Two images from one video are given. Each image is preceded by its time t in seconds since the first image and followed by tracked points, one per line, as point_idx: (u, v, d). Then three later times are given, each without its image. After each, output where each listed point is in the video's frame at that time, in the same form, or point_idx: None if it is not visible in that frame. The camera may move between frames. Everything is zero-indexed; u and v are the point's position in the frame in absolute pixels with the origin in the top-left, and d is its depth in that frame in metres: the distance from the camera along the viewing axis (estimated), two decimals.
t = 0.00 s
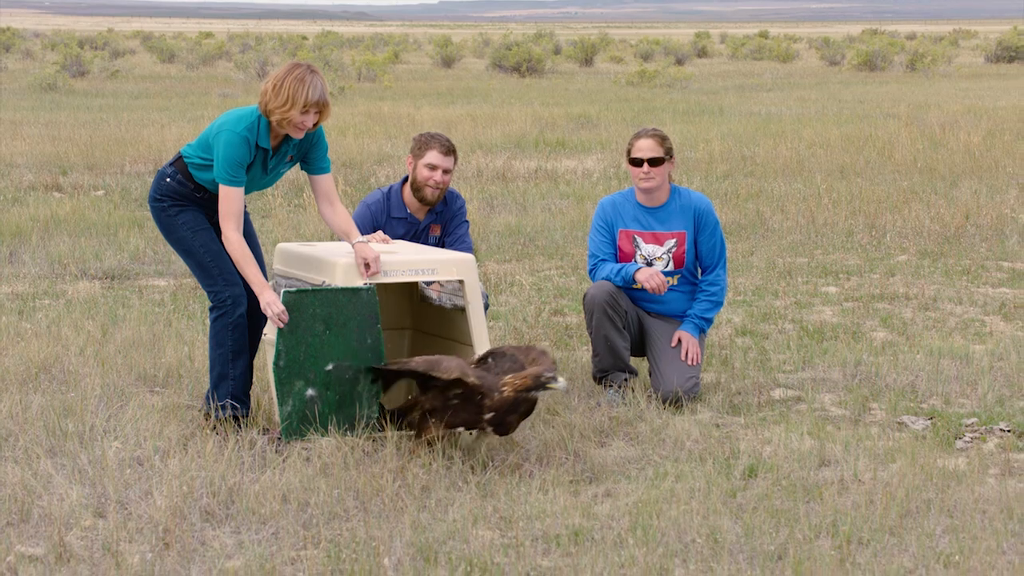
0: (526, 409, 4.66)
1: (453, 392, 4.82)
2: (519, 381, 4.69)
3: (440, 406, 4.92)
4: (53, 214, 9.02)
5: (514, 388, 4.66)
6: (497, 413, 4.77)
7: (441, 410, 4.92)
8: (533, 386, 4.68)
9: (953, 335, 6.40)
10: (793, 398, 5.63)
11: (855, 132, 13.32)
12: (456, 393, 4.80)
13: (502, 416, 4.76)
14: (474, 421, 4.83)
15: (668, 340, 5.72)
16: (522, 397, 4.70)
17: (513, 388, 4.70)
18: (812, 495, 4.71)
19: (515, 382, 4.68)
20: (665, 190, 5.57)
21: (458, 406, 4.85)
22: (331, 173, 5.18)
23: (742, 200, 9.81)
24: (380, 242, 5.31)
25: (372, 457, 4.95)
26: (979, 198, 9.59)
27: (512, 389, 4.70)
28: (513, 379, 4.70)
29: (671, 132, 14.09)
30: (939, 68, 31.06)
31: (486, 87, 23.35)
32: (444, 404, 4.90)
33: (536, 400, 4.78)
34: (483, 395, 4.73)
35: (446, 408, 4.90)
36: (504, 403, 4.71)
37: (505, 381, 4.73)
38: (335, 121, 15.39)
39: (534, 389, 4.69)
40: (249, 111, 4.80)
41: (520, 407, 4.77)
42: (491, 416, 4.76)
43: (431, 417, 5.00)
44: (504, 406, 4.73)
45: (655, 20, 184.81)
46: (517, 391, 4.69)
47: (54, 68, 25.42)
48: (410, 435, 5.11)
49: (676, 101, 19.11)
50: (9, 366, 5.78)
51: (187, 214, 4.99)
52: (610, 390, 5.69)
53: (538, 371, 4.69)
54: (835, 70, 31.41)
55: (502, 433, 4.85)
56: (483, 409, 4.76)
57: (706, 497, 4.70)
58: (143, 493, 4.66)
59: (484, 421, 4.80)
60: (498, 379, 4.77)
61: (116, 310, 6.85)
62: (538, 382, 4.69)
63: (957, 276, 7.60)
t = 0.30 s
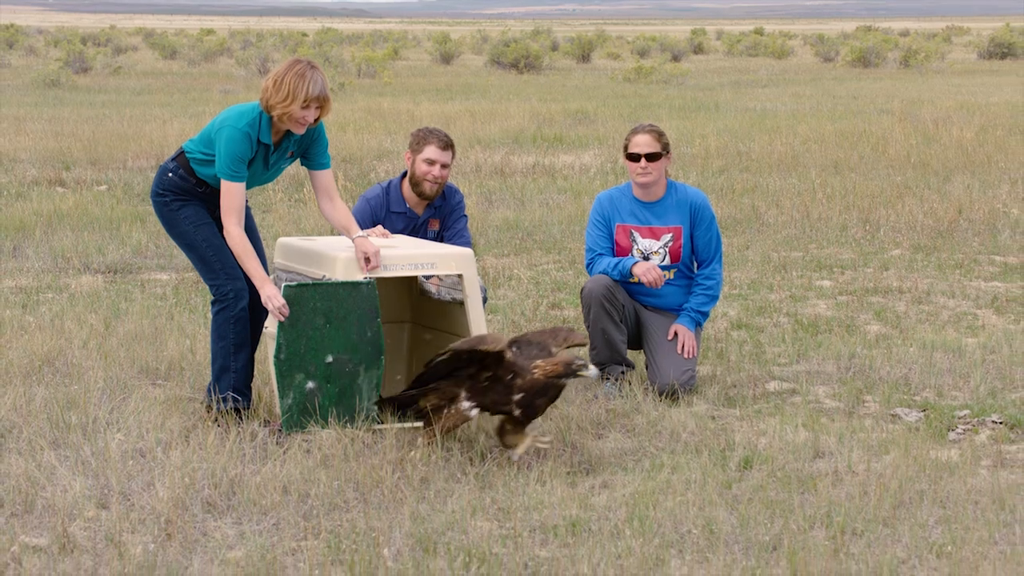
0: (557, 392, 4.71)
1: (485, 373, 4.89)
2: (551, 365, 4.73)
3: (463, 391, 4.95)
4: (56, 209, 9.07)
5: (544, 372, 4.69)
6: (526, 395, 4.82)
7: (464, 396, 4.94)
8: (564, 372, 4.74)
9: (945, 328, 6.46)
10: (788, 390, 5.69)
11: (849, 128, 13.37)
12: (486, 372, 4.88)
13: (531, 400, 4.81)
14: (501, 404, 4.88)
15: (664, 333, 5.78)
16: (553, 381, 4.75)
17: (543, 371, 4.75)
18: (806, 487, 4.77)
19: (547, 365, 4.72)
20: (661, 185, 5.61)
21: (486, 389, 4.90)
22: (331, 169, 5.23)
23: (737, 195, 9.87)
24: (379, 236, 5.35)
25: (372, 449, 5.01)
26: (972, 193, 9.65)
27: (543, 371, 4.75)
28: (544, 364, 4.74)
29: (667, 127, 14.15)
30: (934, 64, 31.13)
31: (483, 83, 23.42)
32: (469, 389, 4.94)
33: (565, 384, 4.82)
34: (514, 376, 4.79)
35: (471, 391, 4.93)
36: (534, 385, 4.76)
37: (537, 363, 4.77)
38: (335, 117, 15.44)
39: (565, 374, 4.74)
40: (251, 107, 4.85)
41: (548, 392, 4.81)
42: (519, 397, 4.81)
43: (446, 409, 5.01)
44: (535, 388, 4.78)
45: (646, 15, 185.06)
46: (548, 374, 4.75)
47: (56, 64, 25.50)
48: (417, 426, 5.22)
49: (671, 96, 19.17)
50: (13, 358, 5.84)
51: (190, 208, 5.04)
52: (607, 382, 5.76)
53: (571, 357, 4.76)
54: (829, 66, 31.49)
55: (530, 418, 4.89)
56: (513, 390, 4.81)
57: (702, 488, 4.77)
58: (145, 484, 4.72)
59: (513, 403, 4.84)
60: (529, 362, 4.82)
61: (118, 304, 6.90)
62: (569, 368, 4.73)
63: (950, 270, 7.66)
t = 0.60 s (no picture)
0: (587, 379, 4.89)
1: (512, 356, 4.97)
2: (581, 354, 4.94)
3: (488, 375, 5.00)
4: (63, 204, 9.19)
5: (576, 360, 4.90)
6: (554, 380, 4.97)
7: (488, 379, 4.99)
8: (591, 363, 4.95)
9: (932, 320, 6.57)
10: (778, 381, 5.81)
11: (838, 125, 13.49)
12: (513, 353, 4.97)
13: (559, 385, 4.96)
14: (530, 388, 4.98)
15: (658, 326, 5.89)
16: (581, 371, 4.95)
17: (574, 360, 4.94)
18: (796, 475, 4.90)
19: (578, 353, 4.93)
20: (655, 180, 5.72)
21: (513, 370, 4.97)
22: (331, 165, 5.35)
23: (729, 191, 9.98)
24: (379, 231, 5.45)
25: (372, 438, 5.12)
26: (959, 188, 9.77)
27: (574, 360, 4.94)
28: (574, 352, 4.95)
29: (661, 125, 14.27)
30: (922, 63, 31.31)
31: (479, 81, 23.56)
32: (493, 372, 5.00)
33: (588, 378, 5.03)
34: (546, 360, 4.95)
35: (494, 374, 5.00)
36: (563, 371, 4.93)
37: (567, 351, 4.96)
38: (335, 115, 15.56)
39: (593, 366, 4.95)
40: (254, 104, 4.97)
41: (574, 381, 4.97)
42: (550, 381, 4.96)
43: (466, 396, 5.04)
44: (563, 374, 4.95)
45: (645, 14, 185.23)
46: (577, 363, 4.94)
47: (64, 64, 25.67)
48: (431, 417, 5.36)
49: (665, 94, 19.31)
50: (21, 351, 5.95)
51: (194, 203, 5.17)
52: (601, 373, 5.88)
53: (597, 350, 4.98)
54: (819, 65, 31.66)
55: (554, 404, 5.02)
56: (542, 372, 4.94)
57: (694, 476, 4.89)
58: (150, 473, 4.84)
59: (542, 386, 4.97)
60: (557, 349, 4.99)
61: (124, 297, 7.02)
62: (596, 360, 4.96)
63: (937, 264, 7.77)
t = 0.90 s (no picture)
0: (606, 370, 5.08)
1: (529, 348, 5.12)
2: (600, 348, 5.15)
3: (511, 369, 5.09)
4: (68, 201, 9.36)
5: (596, 352, 5.10)
6: (573, 372, 5.12)
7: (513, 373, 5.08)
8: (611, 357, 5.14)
9: (909, 312, 6.74)
10: (761, 371, 5.98)
11: (820, 123, 13.67)
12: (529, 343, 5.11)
13: (580, 377, 5.12)
14: (550, 379, 5.11)
15: (645, 319, 6.06)
16: (600, 364, 5.15)
17: (595, 353, 5.13)
18: (778, 463, 5.07)
19: (598, 346, 5.13)
20: (642, 177, 5.87)
21: (536, 361, 5.10)
22: (329, 163, 5.50)
23: (713, 187, 10.16)
24: (374, 226, 5.60)
25: (368, 427, 5.29)
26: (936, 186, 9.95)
27: (595, 354, 5.13)
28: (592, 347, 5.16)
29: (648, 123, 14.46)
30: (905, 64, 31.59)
31: (471, 81, 23.77)
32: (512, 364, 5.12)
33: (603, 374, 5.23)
34: (567, 352, 5.13)
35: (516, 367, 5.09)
36: (584, 363, 5.11)
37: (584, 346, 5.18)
38: (332, 114, 15.73)
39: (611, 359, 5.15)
40: (254, 104, 5.14)
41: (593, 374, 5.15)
42: (571, 372, 5.11)
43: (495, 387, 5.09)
44: (583, 367, 5.13)
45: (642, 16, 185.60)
46: (597, 356, 5.12)
47: (69, 65, 25.88)
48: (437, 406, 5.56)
49: (652, 94, 19.50)
50: (28, 342, 6.11)
51: (195, 199, 5.33)
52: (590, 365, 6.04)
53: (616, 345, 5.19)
54: (801, 66, 31.92)
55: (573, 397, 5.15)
56: (564, 364, 5.10)
57: (680, 464, 5.07)
58: (153, 461, 5.00)
59: (562, 377, 5.11)
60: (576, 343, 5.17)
61: (127, 291, 7.18)
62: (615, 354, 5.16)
63: (915, 258, 7.95)
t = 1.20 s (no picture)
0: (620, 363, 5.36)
1: (544, 347, 5.39)
2: (613, 343, 5.47)
3: (531, 371, 5.38)
4: (69, 198, 9.54)
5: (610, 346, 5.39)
6: (590, 368, 5.40)
7: (532, 375, 5.38)
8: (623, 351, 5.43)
9: (880, 305, 6.95)
10: (737, 362, 6.19)
11: (794, 123, 13.91)
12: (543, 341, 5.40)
13: (596, 374, 5.41)
14: (568, 376, 5.39)
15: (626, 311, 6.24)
16: (613, 358, 5.44)
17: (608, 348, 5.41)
18: (754, 451, 5.27)
19: (610, 341, 5.44)
20: (624, 175, 6.05)
21: (551, 359, 5.38)
22: (320, 161, 5.69)
23: (691, 185, 10.36)
24: (365, 223, 5.79)
25: (358, 417, 5.48)
26: (906, 184, 10.17)
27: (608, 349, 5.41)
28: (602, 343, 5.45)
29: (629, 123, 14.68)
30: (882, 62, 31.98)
31: (457, 83, 24.03)
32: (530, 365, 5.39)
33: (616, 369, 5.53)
34: (581, 349, 5.41)
35: (535, 368, 5.38)
36: (599, 359, 5.40)
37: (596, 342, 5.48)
38: (322, 114, 15.93)
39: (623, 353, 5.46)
40: (248, 104, 5.32)
41: (608, 370, 5.45)
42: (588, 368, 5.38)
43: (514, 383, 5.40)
44: (598, 363, 5.42)
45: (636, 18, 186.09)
46: (610, 351, 5.41)
47: (72, 68, 26.15)
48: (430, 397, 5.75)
49: (632, 95, 19.75)
50: (30, 335, 6.30)
51: (191, 197, 5.52)
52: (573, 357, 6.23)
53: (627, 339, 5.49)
54: (776, 69, 32.28)
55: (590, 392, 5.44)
56: (581, 361, 5.38)
57: (659, 452, 5.27)
58: (150, 449, 5.18)
59: (579, 373, 5.39)
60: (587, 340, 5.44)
61: (126, 285, 7.36)
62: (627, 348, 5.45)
63: (885, 254, 8.16)
